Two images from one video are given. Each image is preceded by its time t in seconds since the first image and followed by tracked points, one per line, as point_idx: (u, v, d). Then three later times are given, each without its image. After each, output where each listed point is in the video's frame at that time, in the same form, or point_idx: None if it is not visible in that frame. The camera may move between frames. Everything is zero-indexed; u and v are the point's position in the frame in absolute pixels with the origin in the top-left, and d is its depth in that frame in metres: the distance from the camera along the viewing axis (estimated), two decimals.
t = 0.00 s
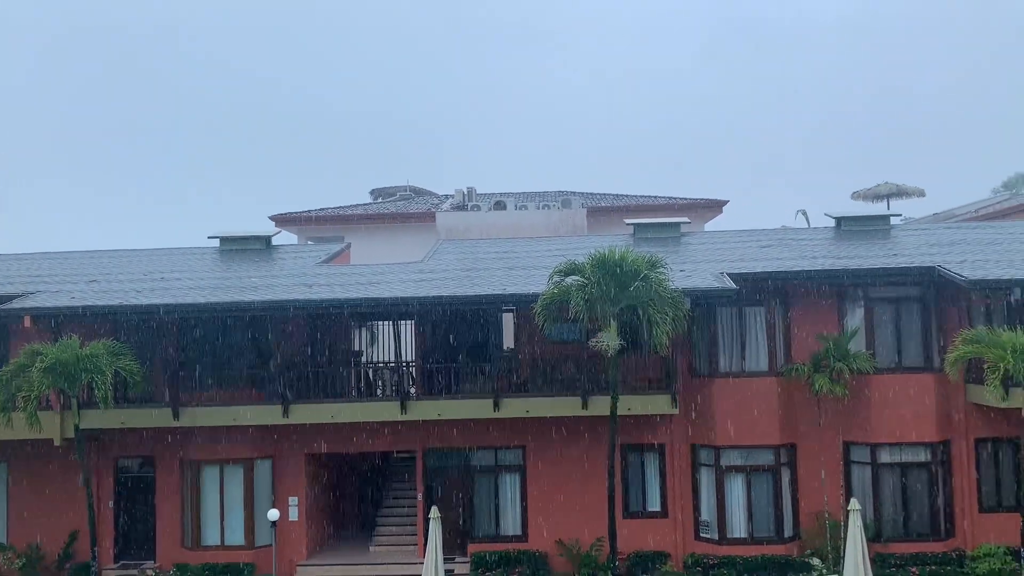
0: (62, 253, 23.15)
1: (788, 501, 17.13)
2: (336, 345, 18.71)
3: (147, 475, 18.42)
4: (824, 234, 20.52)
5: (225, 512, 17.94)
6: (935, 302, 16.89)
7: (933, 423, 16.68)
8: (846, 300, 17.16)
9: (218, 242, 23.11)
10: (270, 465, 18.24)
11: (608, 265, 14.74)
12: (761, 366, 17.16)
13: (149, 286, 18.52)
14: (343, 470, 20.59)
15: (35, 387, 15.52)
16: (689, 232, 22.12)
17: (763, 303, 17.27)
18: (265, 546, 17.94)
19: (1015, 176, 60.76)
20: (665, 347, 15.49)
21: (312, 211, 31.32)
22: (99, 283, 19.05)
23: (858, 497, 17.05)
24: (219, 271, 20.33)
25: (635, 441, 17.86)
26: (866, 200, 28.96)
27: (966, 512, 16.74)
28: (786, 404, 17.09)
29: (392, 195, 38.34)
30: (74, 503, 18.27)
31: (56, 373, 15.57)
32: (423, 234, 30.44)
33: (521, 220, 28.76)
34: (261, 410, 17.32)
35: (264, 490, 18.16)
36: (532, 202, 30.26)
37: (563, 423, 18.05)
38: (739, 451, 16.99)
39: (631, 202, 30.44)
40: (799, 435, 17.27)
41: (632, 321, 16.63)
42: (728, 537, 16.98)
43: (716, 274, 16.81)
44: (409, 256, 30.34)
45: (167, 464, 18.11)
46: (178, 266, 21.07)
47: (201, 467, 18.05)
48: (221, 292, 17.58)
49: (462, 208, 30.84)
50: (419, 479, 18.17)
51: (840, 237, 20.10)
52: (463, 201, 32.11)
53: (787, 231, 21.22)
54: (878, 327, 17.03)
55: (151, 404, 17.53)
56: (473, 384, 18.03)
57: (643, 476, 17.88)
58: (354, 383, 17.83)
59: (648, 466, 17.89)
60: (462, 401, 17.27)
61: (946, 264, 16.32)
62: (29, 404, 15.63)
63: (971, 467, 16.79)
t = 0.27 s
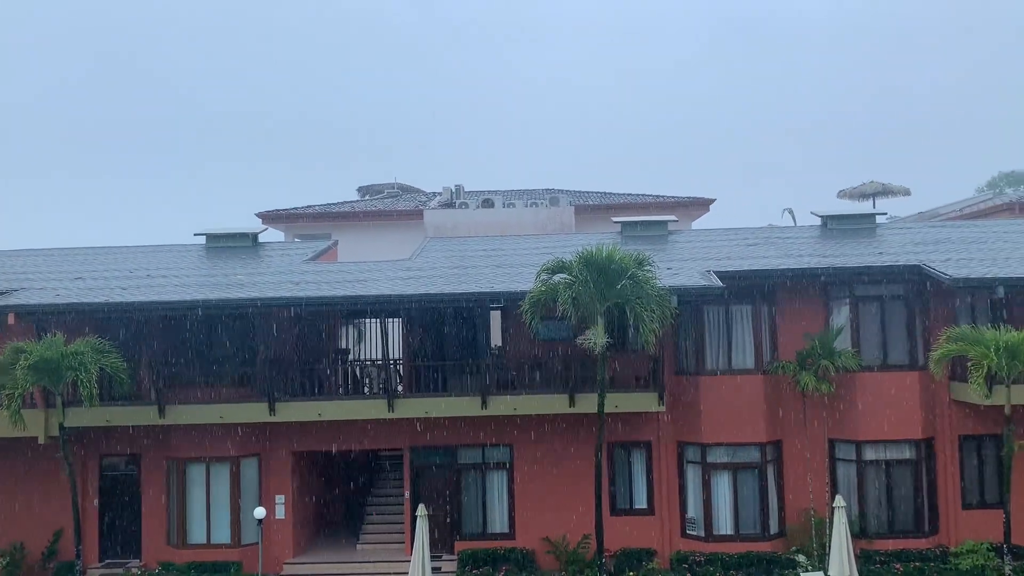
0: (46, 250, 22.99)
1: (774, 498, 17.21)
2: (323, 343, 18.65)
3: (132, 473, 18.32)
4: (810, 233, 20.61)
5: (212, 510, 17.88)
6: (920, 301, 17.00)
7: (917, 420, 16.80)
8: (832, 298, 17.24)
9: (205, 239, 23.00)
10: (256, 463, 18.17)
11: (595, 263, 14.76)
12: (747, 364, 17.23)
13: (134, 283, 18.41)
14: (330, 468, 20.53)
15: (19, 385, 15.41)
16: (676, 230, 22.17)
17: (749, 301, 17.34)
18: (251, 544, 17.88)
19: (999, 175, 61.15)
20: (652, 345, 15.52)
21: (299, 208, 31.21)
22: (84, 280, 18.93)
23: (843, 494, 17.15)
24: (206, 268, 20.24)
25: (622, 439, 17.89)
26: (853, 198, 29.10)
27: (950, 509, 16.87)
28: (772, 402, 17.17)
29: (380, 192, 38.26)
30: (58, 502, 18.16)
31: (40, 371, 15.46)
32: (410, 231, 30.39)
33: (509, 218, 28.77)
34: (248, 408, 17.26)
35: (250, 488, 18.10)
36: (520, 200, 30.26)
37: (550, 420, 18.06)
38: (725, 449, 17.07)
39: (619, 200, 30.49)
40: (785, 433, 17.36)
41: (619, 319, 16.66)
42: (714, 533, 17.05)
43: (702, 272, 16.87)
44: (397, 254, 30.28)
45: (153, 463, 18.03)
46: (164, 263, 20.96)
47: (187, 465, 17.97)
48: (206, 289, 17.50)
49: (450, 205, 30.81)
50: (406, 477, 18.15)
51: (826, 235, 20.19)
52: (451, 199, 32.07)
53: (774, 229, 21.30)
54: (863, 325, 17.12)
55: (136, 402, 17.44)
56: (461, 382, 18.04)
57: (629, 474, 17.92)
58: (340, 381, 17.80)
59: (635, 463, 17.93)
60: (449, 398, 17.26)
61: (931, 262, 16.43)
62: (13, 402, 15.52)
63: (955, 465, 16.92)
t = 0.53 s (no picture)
0: (36, 249, 22.86)
1: (765, 499, 17.26)
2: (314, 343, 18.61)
3: (122, 473, 18.24)
4: (801, 234, 20.67)
5: (202, 511, 17.82)
6: (910, 302, 17.08)
7: (907, 421, 16.87)
8: (822, 299, 17.30)
9: (196, 239, 22.91)
10: (247, 464, 18.12)
11: (587, 264, 14.76)
12: (738, 365, 17.26)
13: (125, 282, 18.33)
14: (321, 468, 20.48)
15: (9, 385, 15.32)
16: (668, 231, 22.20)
17: (740, 302, 17.38)
18: (242, 544, 17.84)
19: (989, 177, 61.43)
20: (643, 346, 15.54)
21: (290, 207, 31.13)
22: (74, 279, 18.83)
23: (833, 494, 17.21)
24: (196, 268, 20.17)
25: (613, 439, 17.91)
26: (843, 199, 29.21)
27: (939, 508, 16.95)
28: (763, 402, 17.22)
29: (371, 192, 38.21)
30: (48, 502, 18.07)
31: (30, 371, 15.37)
32: (402, 231, 30.34)
33: (501, 218, 28.77)
34: (239, 408, 17.21)
35: (241, 489, 18.04)
36: (512, 200, 30.26)
37: (542, 421, 18.07)
38: (716, 449, 17.10)
39: (611, 201, 30.53)
40: (776, 433, 17.41)
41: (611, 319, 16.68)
42: (705, 534, 17.09)
43: (694, 273, 16.90)
44: (389, 254, 30.24)
45: (143, 463, 17.96)
46: (154, 263, 20.88)
47: (177, 465, 17.91)
48: (197, 289, 17.44)
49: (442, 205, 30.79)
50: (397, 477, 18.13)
51: (817, 236, 20.25)
52: (443, 199, 32.05)
53: (765, 230, 21.35)
54: (854, 326, 17.19)
55: (126, 402, 17.36)
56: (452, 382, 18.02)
57: (621, 474, 17.94)
58: (332, 380, 17.76)
59: (626, 464, 17.96)
60: (441, 398, 17.24)
61: (922, 264, 16.51)
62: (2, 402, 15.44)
63: (944, 465, 17.00)
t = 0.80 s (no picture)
0: (32, 250, 22.83)
1: (761, 501, 17.28)
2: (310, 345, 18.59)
3: (118, 475, 18.21)
4: (797, 236, 20.70)
5: (197, 513, 17.80)
6: (905, 304, 17.11)
7: (903, 423, 16.90)
8: (818, 302, 17.33)
9: (192, 240, 22.89)
10: (243, 465, 18.10)
11: (583, 266, 14.78)
12: (734, 367, 17.28)
13: (121, 284, 18.31)
14: (317, 470, 20.45)
15: (4, 386, 15.30)
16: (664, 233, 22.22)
17: (736, 304, 17.40)
18: (237, 546, 17.82)
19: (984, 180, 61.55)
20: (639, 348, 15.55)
21: (287, 209, 31.11)
22: (69, 281, 18.80)
23: (828, 496, 17.23)
24: (192, 269, 20.15)
25: (609, 441, 17.92)
26: (839, 202, 29.28)
27: (934, 511, 16.98)
28: (759, 405, 17.24)
29: (368, 194, 38.20)
30: (43, 504, 18.03)
31: (24, 372, 15.35)
32: (398, 233, 30.33)
33: (497, 220, 28.78)
34: (235, 410, 17.19)
35: (236, 491, 18.03)
36: (508, 202, 30.27)
37: (538, 423, 18.07)
38: (711, 451, 17.12)
39: (607, 203, 30.56)
40: (771, 436, 17.43)
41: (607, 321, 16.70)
42: (700, 536, 17.10)
43: (690, 275, 16.92)
44: (385, 256, 30.23)
45: (138, 465, 17.93)
46: (150, 264, 20.86)
47: (172, 467, 17.89)
48: (193, 291, 17.42)
49: (439, 208, 30.79)
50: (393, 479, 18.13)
51: (813, 239, 20.29)
52: (440, 201, 32.05)
53: (761, 233, 21.38)
54: (849, 329, 17.23)
55: (122, 404, 17.34)
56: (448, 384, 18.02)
57: (617, 476, 17.96)
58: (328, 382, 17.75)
59: (622, 466, 17.97)
60: (437, 400, 17.24)
61: (917, 266, 16.55)
62: None
63: (939, 467, 17.03)
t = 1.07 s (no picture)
0: (33, 253, 22.84)
1: (762, 503, 17.26)
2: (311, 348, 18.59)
3: (119, 478, 18.20)
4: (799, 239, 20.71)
5: (199, 515, 17.79)
6: (907, 306, 17.11)
7: (905, 425, 16.88)
8: (819, 304, 17.32)
9: (193, 243, 22.90)
10: (244, 468, 18.08)
11: (585, 268, 14.78)
12: (735, 369, 17.27)
13: (122, 287, 18.31)
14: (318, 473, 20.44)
15: (6, 389, 15.29)
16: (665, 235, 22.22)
17: (738, 307, 17.39)
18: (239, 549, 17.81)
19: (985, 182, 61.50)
20: (641, 350, 15.54)
21: (288, 212, 31.12)
22: (71, 284, 18.81)
23: (830, 498, 17.21)
24: (194, 272, 20.15)
25: (610, 444, 17.91)
26: (841, 204, 29.30)
27: (936, 513, 16.96)
28: (760, 407, 17.23)
29: (368, 197, 38.21)
30: (44, 507, 18.02)
31: (26, 375, 15.34)
32: (399, 236, 30.35)
33: (499, 223, 28.80)
34: (236, 412, 17.19)
35: (238, 493, 18.01)
36: (509, 205, 30.28)
37: (539, 425, 18.07)
38: (713, 453, 17.09)
39: (608, 206, 30.57)
40: (773, 438, 17.41)
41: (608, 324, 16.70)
42: (702, 539, 17.08)
43: (691, 277, 16.92)
44: (386, 259, 30.23)
45: (140, 468, 17.92)
46: (152, 267, 20.87)
47: (174, 470, 17.89)
48: (194, 293, 17.43)
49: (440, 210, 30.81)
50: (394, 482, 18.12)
51: (814, 241, 20.29)
52: (441, 204, 32.06)
53: (763, 235, 21.38)
54: (850, 331, 17.22)
55: (124, 406, 17.33)
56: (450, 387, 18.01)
57: (618, 478, 17.94)
58: (329, 385, 17.75)
59: (624, 468, 17.96)
60: (439, 403, 17.23)
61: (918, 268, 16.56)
62: None
63: (941, 469, 17.01)
